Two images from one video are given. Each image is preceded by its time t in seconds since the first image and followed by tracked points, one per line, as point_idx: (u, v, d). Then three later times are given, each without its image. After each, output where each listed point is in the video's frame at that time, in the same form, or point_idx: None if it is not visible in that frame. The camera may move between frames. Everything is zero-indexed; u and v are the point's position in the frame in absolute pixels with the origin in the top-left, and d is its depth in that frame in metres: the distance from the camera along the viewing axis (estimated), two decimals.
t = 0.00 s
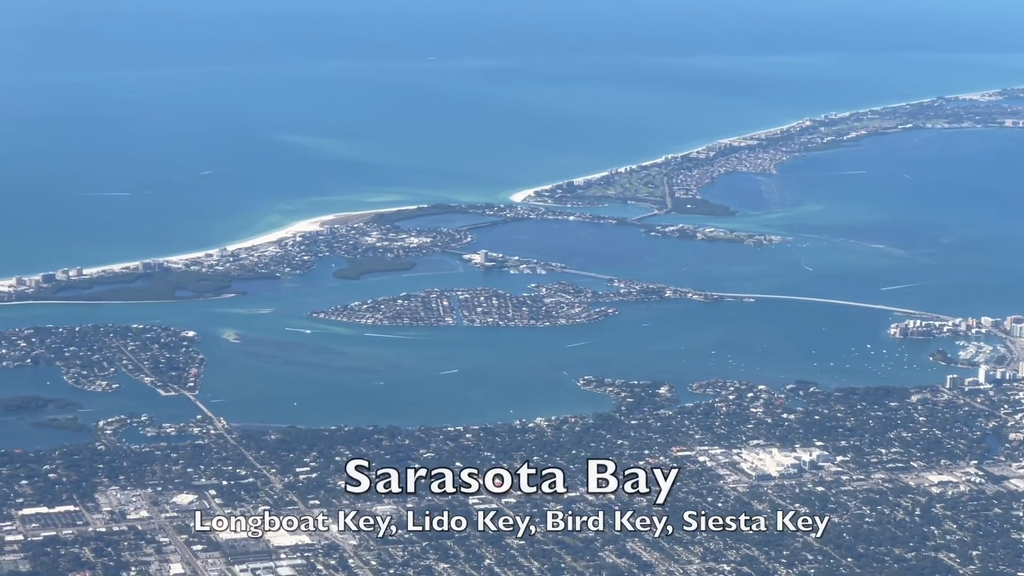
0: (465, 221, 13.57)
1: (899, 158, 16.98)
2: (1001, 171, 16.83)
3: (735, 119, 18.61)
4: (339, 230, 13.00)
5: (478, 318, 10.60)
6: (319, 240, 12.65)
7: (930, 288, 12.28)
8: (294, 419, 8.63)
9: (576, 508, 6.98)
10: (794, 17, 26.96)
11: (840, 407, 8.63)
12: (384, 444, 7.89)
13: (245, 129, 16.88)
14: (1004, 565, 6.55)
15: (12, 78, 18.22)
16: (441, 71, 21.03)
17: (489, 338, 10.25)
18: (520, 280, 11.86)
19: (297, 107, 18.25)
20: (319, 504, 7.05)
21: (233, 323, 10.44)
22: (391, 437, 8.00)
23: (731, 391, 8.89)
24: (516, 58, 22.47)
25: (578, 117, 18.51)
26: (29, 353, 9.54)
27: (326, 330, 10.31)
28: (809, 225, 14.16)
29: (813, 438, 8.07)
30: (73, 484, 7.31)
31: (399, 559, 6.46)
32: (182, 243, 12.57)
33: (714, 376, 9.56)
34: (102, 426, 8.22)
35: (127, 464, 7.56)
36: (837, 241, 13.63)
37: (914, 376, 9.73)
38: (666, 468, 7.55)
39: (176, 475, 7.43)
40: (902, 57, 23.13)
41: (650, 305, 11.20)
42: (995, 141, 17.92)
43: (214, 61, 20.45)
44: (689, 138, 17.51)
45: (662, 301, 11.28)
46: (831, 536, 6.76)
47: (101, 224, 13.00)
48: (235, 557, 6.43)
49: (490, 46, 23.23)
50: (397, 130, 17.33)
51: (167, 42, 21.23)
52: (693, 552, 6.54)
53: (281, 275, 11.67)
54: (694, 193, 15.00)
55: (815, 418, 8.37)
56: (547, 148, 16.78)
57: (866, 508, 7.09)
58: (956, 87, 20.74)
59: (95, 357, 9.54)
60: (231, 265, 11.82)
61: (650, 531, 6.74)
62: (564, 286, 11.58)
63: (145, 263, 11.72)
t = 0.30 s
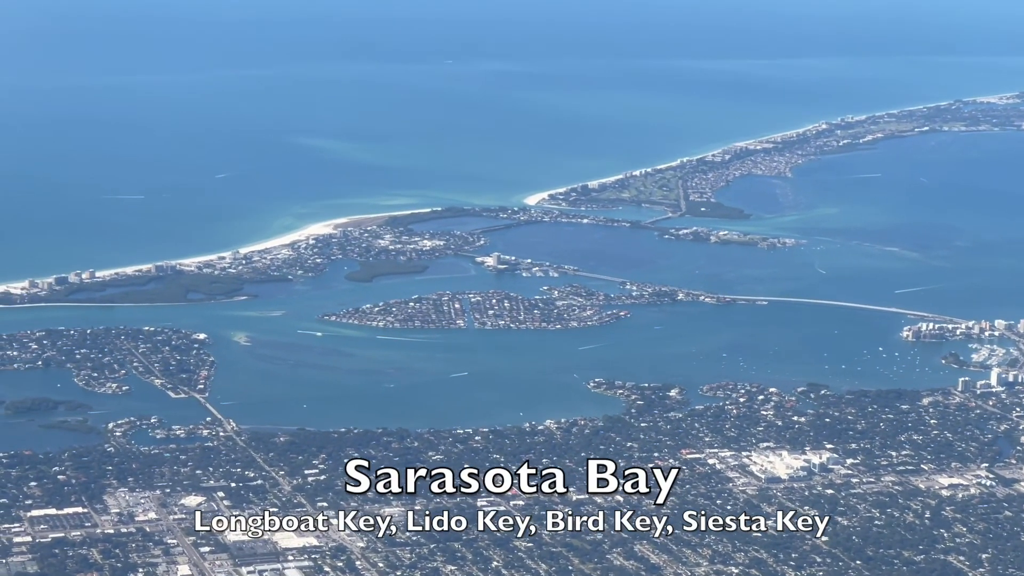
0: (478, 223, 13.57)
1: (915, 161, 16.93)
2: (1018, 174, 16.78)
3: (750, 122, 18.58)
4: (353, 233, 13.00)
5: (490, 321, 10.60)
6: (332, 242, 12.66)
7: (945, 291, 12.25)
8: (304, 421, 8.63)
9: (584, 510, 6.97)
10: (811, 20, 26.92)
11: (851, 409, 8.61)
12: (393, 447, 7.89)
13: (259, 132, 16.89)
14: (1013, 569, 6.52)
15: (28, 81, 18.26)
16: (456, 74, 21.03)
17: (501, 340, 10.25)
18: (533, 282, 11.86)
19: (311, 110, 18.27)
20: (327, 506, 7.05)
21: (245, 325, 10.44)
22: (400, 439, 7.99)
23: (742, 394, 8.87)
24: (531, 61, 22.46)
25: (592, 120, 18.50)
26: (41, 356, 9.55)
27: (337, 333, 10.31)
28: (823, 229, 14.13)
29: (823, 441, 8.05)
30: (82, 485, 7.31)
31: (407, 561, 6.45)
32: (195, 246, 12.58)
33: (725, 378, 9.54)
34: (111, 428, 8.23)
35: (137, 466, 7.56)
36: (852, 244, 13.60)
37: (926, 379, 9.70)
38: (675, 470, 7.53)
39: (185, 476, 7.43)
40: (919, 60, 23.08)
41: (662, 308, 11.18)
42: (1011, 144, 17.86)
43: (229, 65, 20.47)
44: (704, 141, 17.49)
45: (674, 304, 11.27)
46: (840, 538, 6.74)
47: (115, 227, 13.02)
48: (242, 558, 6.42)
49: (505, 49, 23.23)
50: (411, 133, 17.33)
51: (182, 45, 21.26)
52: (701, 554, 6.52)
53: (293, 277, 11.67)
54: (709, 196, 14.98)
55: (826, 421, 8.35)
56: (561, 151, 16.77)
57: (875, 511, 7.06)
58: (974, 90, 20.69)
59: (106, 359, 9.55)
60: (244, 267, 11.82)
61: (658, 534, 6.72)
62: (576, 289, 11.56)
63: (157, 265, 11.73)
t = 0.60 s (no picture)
0: (495, 226, 13.57)
1: (934, 164, 16.89)
2: None
3: (768, 126, 18.54)
4: (369, 235, 13.00)
5: (504, 323, 10.59)
6: (348, 245, 12.66)
7: (962, 294, 12.21)
8: (317, 422, 8.62)
9: (595, 512, 6.95)
10: (829, 23, 26.88)
11: (865, 413, 8.58)
12: (405, 449, 7.88)
13: (276, 135, 16.91)
14: None
15: (46, 84, 18.29)
16: (475, 78, 21.02)
17: (516, 343, 10.24)
18: (548, 286, 11.85)
19: (330, 113, 18.28)
20: (338, 508, 7.04)
21: (259, 328, 10.44)
22: (413, 442, 7.99)
23: (756, 396, 8.84)
24: (550, 64, 22.45)
25: (610, 123, 18.49)
26: (56, 358, 9.56)
27: (352, 335, 10.31)
28: (841, 231, 14.10)
29: (837, 444, 8.03)
30: (94, 487, 7.32)
31: (416, 564, 6.45)
32: (211, 248, 12.60)
33: (739, 382, 9.52)
34: (125, 430, 8.24)
35: (149, 468, 7.57)
36: (868, 247, 13.56)
37: (942, 382, 9.66)
38: (687, 473, 7.51)
39: (197, 479, 7.44)
40: (939, 63, 23.02)
41: (677, 311, 11.16)
42: None
43: (248, 68, 20.50)
44: (722, 144, 17.46)
45: (689, 307, 11.25)
46: (852, 542, 6.72)
47: (131, 229, 13.04)
48: (252, 561, 6.42)
49: (524, 52, 23.22)
50: (428, 136, 17.33)
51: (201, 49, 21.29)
52: (712, 557, 6.51)
53: (308, 280, 11.68)
54: (726, 199, 14.96)
55: (840, 424, 8.32)
56: (578, 155, 16.76)
57: (888, 514, 7.03)
58: (994, 94, 20.63)
59: (121, 361, 9.56)
60: (260, 270, 11.83)
61: (669, 537, 6.71)
62: (591, 291, 11.55)
63: (174, 268, 11.74)
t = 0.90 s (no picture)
0: (511, 226, 13.56)
1: (954, 164, 16.84)
2: None
3: (787, 126, 18.50)
4: (386, 235, 13.00)
5: (520, 323, 10.58)
6: (365, 245, 12.66)
7: (980, 294, 12.16)
8: (331, 422, 8.62)
9: (608, 512, 6.93)
10: (849, 23, 26.82)
11: (880, 413, 8.55)
12: (419, 449, 7.87)
13: (295, 136, 16.91)
14: None
15: (65, 85, 18.31)
16: (493, 79, 21.01)
17: (531, 343, 10.23)
18: (565, 286, 11.83)
19: (348, 113, 18.28)
20: (350, 507, 7.03)
21: (274, 328, 10.44)
22: (426, 442, 7.97)
23: (771, 397, 8.81)
24: (568, 65, 22.42)
25: (628, 123, 18.46)
26: (71, 358, 9.58)
27: (367, 335, 10.30)
28: (859, 231, 14.06)
29: (851, 444, 8.00)
30: (108, 486, 7.32)
31: (428, 563, 6.44)
32: (228, 248, 12.61)
33: (754, 381, 9.49)
34: (139, 430, 8.25)
35: (163, 467, 7.57)
36: (886, 247, 13.51)
37: (959, 383, 9.63)
38: (701, 473, 7.49)
39: (211, 478, 7.44)
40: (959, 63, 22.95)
41: (693, 311, 11.14)
42: None
43: (267, 70, 20.52)
44: (740, 144, 17.43)
45: (706, 307, 11.22)
46: (865, 542, 6.70)
47: (148, 230, 13.05)
48: (264, 560, 6.42)
49: (543, 53, 23.20)
50: (446, 137, 17.32)
51: (220, 50, 21.31)
52: (725, 557, 6.49)
53: (325, 280, 11.68)
54: (744, 199, 14.93)
55: (855, 424, 8.29)
56: (596, 155, 16.73)
57: (902, 514, 7.01)
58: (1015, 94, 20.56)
59: (136, 361, 9.57)
60: (276, 270, 11.83)
61: (682, 537, 6.69)
62: (607, 291, 11.53)
63: (190, 268, 11.75)
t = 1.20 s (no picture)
0: (532, 224, 13.54)
1: (977, 161, 16.78)
2: None
3: (809, 123, 18.45)
4: (406, 234, 13.00)
5: (539, 321, 10.56)
6: (385, 244, 12.66)
7: (1002, 291, 12.12)
8: (348, 421, 8.62)
9: (624, 509, 6.92)
10: (871, 19, 26.74)
11: (899, 410, 8.52)
12: (436, 446, 7.86)
13: (316, 134, 16.92)
14: None
15: (85, 84, 18.33)
16: (515, 77, 20.99)
17: (549, 341, 10.21)
18: (585, 283, 11.81)
19: (368, 111, 18.28)
20: (366, 505, 7.02)
21: (293, 326, 10.44)
22: (443, 439, 7.97)
23: (789, 394, 8.79)
24: (591, 63, 22.40)
25: (650, 121, 18.43)
26: (90, 356, 9.59)
27: (386, 333, 10.30)
28: (881, 228, 14.01)
29: (870, 441, 7.97)
30: (125, 484, 7.33)
31: (443, 560, 6.44)
32: (250, 247, 12.62)
33: (773, 379, 9.47)
34: (157, 428, 8.26)
35: (180, 465, 7.58)
36: (906, 244, 13.46)
37: (980, 380, 9.59)
38: (718, 470, 7.48)
39: (227, 476, 7.45)
40: (983, 60, 22.86)
41: (712, 308, 11.11)
42: None
43: (290, 69, 20.53)
44: (762, 142, 17.39)
45: (725, 304, 11.19)
46: (881, 539, 6.68)
47: (168, 229, 13.05)
48: (279, 557, 6.42)
49: (566, 50, 23.18)
50: (467, 135, 17.31)
51: (242, 50, 21.32)
52: (740, 554, 6.48)
53: (344, 278, 11.68)
54: (765, 196, 14.89)
55: (873, 421, 8.26)
56: (617, 153, 16.71)
57: (919, 511, 6.99)
58: None
59: (155, 360, 9.59)
60: (296, 269, 11.83)
61: (698, 534, 6.68)
62: (627, 289, 11.50)
63: (210, 267, 11.75)
